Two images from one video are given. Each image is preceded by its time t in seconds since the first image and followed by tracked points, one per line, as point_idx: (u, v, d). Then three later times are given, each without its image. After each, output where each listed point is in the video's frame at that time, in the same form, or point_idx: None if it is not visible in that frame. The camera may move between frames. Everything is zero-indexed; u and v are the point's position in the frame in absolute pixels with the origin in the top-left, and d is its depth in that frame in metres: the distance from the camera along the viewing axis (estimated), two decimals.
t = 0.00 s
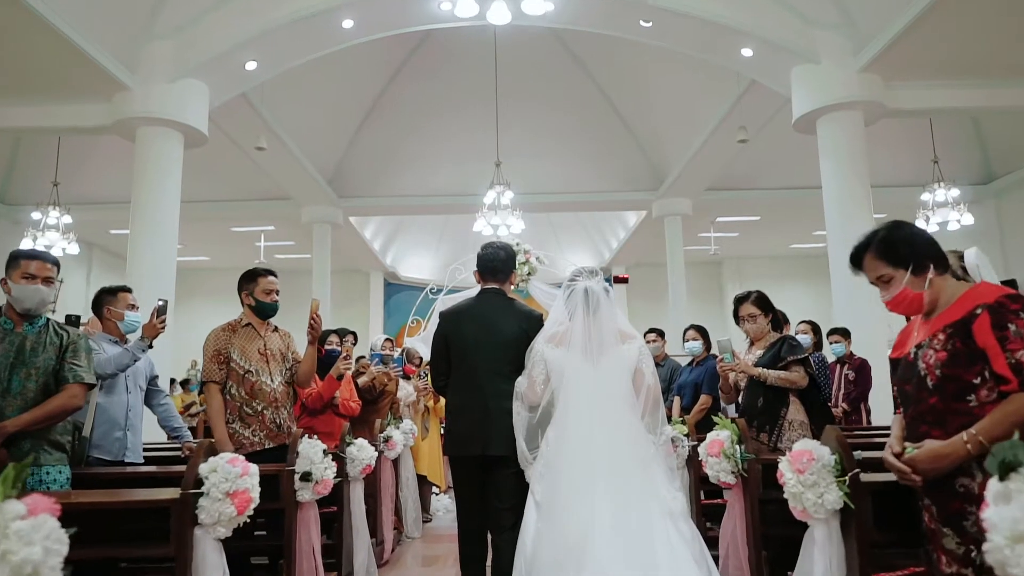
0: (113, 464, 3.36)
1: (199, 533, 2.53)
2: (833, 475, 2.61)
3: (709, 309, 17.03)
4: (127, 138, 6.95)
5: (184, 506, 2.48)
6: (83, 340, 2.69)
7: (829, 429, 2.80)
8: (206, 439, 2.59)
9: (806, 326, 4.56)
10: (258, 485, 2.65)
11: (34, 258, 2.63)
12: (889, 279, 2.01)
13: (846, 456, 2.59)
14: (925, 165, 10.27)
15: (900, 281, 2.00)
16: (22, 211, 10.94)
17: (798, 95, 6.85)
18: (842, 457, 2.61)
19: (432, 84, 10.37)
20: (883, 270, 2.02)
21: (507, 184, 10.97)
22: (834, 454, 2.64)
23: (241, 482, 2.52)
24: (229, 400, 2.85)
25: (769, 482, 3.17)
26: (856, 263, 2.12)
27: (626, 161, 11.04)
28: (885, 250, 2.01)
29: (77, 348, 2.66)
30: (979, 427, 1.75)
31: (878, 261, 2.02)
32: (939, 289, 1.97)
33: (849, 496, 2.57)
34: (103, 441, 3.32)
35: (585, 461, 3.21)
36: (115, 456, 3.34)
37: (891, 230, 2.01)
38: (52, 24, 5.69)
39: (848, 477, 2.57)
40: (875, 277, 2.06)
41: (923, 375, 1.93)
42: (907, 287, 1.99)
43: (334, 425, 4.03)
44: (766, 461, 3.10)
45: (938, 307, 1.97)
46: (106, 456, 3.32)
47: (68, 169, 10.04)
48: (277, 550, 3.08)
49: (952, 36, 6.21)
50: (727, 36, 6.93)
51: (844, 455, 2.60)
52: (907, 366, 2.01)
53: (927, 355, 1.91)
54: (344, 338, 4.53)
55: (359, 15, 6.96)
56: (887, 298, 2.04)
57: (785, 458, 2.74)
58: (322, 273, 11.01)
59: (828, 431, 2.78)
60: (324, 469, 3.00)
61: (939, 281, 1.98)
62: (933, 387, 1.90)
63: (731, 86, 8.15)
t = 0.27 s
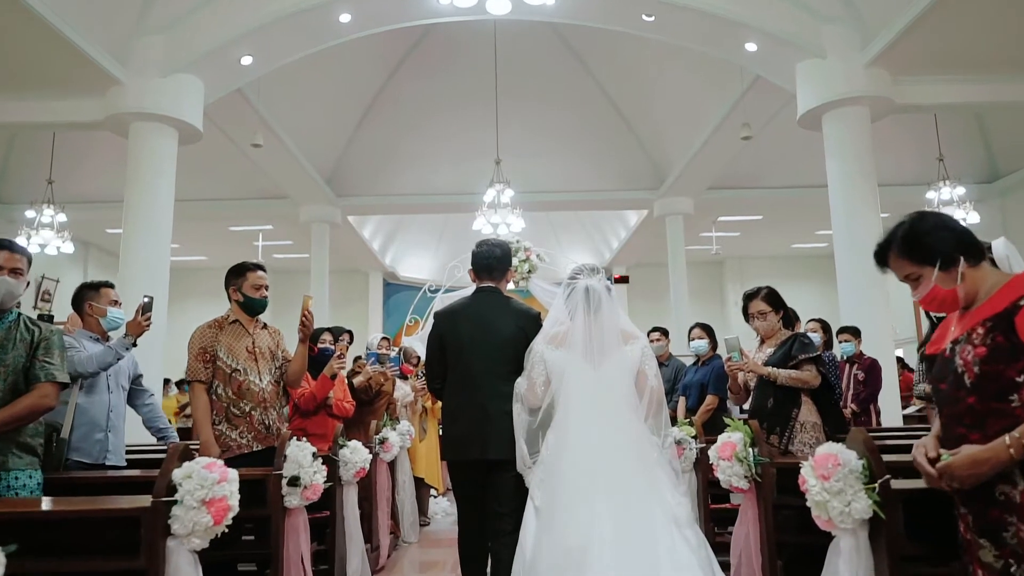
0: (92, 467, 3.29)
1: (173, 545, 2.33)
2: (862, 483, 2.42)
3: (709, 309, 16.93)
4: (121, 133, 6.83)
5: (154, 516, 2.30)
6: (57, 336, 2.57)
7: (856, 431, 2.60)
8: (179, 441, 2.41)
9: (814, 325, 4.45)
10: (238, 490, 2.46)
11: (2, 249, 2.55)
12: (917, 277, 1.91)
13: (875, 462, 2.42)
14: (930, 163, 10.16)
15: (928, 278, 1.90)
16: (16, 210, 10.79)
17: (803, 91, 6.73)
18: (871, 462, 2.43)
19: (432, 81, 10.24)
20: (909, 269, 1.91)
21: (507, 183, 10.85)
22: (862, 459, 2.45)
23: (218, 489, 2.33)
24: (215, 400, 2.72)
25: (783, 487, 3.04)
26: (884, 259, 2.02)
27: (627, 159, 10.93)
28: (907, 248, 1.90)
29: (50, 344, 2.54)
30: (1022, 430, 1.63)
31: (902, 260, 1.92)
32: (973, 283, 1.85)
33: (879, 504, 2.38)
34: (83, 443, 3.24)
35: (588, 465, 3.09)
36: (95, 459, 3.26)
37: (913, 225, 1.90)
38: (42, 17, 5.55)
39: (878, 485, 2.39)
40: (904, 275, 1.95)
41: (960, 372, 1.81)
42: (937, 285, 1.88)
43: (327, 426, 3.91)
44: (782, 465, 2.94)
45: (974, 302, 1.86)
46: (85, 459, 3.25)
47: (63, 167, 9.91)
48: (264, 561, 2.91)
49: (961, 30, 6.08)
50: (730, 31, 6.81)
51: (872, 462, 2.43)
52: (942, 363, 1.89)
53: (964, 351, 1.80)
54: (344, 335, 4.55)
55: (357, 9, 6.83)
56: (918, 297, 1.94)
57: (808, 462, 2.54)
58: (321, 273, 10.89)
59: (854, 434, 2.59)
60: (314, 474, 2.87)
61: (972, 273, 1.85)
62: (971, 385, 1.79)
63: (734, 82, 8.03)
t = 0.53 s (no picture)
0: (74, 472, 3.21)
1: (143, 560, 2.20)
2: (895, 493, 2.30)
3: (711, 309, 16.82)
4: (115, 130, 6.71)
5: (122, 531, 2.18)
6: (29, 334, 2.44)
7: (888, 433, 2.48)
8: (153, 447, 2.31)
9: (825, 324, 4.34)
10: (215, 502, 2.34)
11: None
12: (954, 275, 1.83)
13: (909, 470, 2.30)
14: (935, 161, 10.04)
15: (966, 276, 1.81)
16: (11, 210, 10.66)
17: (809, 86, 6.61)
18: (905, 471, 2.32)
19: (432, 78, 10.11)
20: (943, 268, 1.83)
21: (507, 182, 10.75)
22: (895, 467, 2.34)
23: (193, 502, 2.23)
24: (201, 403, 2.60)
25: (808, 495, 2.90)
26: (916, 258, 1.93)
27: (628, 157, 10.82)
28: (937, 246, 1.83)
29: (22, 343, 2.41)
30: None
31: (936, 260, 1.84)
32: (1015, 275, 1.75)
33: (914, 517, 2.26)
34: (64, 447, 3.16)
35: (589, 471, 2.96)
36: (77, 464, 3.19)
37: (942, 223, 1.82)
38: (32, 10, 5.44)
39: (913, 495, 2.27)
40: (940, 276, 1.87)
41: (1008, 373, 1.68)
42: (975, 281, 1.80)
43: (322, 430, 3.79)
44: (800, 471, 2.79)
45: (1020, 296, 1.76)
46: (67, 464, 3.17)
47: (58, 166, 9.79)
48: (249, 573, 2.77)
49: (970, 24, 5.97)
50: (735, 25, 6.69)
51: (907, 470, 2.31)
52: (986, 363, 1.76)
53: (1012, 350, 1.69)
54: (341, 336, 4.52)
55: (354, 4, 6.72)
56: (959, 296, 1.86)
57: (837, 469, 2.43)
58: (320, 273, 10.77)
59: (886, 437, 2.47)
60: (304, 482, 2.72)
61: (1014, 266, 1.76)
62: (1018, 387, 1.67)
63: (738, 78, 7.91)
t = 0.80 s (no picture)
0: (55, 477, 3.11)
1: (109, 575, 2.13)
2: (933, 502, 2.18)
3: (713, 309, 16.71)
4: (109, 126, 6.60)
5: (86, 545, 2.11)
6: None
7: (925, 440, 2.35)
8: (121, 454, 2.26)
9: (835, 323, 4.24)
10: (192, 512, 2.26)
11: None
12: (995, 269, 1.88)
13: (950, 479, 2.17)
14: (939, 159, 9.94)
15: (1008, 268, 1.86)
16: (6, 208, 10.53)
17: (814, 81, 6.50)
18: (945, 480, 2.18)
19: (431, 75, 9.99)
20: (984, 262, 1.89)
21: (508, 180, 10.65)
22: (932, 474, 2.22)
23: (164, 511, 2.17)
24: (187, 404, 2.49)
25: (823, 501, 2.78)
26: (953, 252, 1.99)
27: (630, 155, 10.71)
28: (974, 239, 1.88)
29: None
30: None
31: (972, 255, 1.90)
32: None
33: (955, 529, 2.12)
34: (45, 450, 3.06)
35: (588, 471, 2.85)
36: (58, 468, 3.09)
37: (974, 217, 1.88)
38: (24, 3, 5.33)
39: (953, 505, 2.13)
40: (978, 271, 1.93)
41: None
42: (1016, 272, 1.85)
43: (315, 432, 3.69)
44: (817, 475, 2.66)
45: None
46: (47, 467, 3.07)
47: (54, 164, 9.66)
48: None
49: (980, 18, 5.86)
50: (739, 19, 6.58)
51: (944, 475, 2.19)
52: None
53: None
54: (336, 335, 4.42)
55: None
56: (1000, 289, 1.90)
57: (869, 477, 2.32)
58: (318, 273, 10.67)
59: (922, 443, 2.34)
60: (292, 487, 2.58)
61: None
62: None
63: (741, 74, 7.80)
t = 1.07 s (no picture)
0: (33, 481, 3.00)
1: None
2: (976, 512, 2.07)
3: (714, 309, 16.61)
4: (103, 122, 6.50)
5: (45, 558, 2.03)
6: None
7: (964, 442, 2.24)
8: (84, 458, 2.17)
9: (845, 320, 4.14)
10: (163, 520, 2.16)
11: None
12: None
13: (993, 488, 2.07)
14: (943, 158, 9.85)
15: None
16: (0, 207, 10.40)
17: (819, 77, 6.40)
18: (988, 488, 2.08)
19: (430, 73, 9.90)
20: None
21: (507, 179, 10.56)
22: (974, 480, 2.11)
23: (130, 522, 2.07)
24: (171, 405, 2.40)
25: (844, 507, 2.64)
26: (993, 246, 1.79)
27: (631, 154, 10.63)
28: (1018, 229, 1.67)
29: None
30: None
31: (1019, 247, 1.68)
32: None
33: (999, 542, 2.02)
34: (23, 452, 2.97)
35: (585, 471, 2.74)
36: (36, 472, 2.99)
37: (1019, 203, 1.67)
38: None
39: (997, 517, 2.04)
40: None
41: None
42: None
43: (308, 433, 3.59)
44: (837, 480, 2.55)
45: None
46: (26, 471, 2.97)
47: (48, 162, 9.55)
48: None
49: (988, 12, 5.75)
50: (743, 13, 6.47)
51: (987, 483, 2.09)
52: None
53: None
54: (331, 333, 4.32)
55: None
56: None
57: (902, 481, 2.21)
58: (316, 272, 10.57)
59: (961, 446, 2.23)
60: (281, 492, 2.43)
61: None
62: None
63: (744, 71, 7.70)
